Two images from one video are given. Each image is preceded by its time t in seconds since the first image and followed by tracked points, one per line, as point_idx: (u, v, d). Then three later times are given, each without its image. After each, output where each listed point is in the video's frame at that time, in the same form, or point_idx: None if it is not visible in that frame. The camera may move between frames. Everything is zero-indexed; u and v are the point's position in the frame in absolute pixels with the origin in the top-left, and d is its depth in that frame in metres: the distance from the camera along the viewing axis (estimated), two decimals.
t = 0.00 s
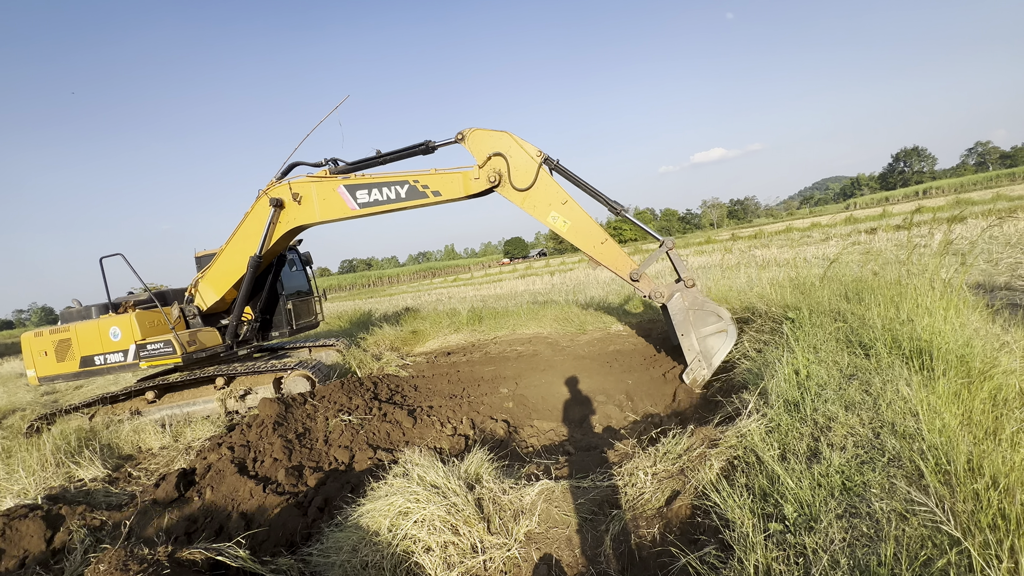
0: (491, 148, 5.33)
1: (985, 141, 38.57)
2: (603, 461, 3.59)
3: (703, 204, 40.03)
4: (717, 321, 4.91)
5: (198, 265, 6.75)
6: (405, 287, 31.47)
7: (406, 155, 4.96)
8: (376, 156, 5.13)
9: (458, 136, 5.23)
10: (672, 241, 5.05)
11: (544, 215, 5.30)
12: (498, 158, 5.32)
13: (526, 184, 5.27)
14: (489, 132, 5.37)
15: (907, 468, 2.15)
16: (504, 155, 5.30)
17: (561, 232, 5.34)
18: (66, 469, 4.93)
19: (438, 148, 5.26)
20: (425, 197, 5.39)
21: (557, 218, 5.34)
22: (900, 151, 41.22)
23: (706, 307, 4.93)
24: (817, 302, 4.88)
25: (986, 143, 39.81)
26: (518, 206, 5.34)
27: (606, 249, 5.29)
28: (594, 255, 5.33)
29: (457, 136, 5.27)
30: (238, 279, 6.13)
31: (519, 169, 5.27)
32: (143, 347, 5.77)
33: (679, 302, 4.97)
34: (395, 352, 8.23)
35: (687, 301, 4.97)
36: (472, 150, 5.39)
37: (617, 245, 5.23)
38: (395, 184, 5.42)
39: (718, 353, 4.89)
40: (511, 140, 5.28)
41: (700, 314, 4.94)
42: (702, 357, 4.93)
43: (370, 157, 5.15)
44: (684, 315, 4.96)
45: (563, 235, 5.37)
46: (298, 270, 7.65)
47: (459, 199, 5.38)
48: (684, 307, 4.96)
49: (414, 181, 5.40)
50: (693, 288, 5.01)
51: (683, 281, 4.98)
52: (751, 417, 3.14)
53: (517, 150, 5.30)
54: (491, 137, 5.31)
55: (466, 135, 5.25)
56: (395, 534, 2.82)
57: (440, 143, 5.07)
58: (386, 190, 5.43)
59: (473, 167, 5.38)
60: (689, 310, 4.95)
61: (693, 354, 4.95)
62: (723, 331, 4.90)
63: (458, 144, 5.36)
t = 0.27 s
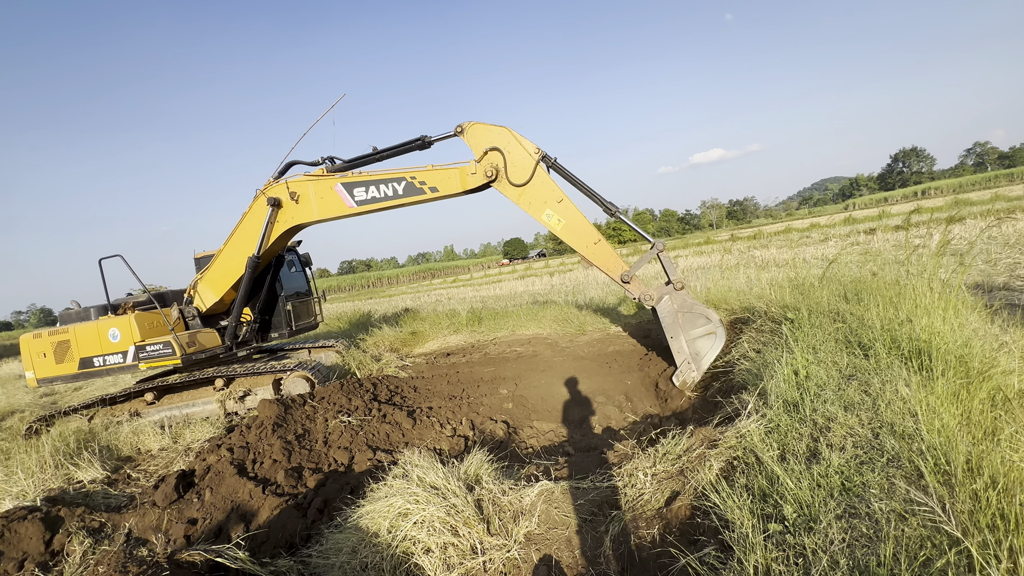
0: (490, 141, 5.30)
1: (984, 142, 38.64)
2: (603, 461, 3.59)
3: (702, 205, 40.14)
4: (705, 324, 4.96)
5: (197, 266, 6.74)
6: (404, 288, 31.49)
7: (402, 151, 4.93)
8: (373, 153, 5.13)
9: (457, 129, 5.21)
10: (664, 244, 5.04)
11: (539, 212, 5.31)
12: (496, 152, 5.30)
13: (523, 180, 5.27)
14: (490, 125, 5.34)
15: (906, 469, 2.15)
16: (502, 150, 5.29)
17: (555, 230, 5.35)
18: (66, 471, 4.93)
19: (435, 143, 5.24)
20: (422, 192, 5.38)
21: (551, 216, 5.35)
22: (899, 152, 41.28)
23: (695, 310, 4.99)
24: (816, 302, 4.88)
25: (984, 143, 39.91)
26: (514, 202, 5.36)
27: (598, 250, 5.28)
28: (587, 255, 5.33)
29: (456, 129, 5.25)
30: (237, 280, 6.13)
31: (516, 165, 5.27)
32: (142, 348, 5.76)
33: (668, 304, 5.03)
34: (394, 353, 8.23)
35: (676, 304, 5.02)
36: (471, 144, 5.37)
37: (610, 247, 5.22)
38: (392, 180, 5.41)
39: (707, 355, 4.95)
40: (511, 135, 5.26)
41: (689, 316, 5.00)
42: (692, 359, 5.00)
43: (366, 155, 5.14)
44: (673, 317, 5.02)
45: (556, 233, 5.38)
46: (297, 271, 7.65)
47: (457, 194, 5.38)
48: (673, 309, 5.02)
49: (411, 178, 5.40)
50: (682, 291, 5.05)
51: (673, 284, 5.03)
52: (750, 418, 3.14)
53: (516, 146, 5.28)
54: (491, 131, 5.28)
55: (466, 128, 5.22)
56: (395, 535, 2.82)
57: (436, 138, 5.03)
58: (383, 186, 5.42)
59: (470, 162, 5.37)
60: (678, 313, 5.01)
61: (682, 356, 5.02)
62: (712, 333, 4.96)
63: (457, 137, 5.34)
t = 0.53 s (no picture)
0: (488, 137, 5.26)
1: (982, 142, 38.70)
2: (602, 462, 3.59)
3: (702, 205, 40.21)
4: (690, 332, 4.97)
5: (196, 267, 6.74)
6: (404, 289, 31.49)
7: (398, 147, 4.89)
8: (369, 149, 5.12)
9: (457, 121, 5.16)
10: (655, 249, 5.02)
11: (533, 211, 5.28)
12: (493, 147, 5.26)
13: (520, 177, 5.24)
14: (490, 120, 5.28)
15: (906, 469, 2.15)
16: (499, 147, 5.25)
17: (547, 229, 5.32)
18: (65, 472, 4.92)
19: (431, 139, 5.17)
20: (419, 189, 5.35)
21: (545, 216, 5.31)
22: (898, 152, 41.32)
23: (680, 317, 4.98)
24: (815, 302, 4.89)
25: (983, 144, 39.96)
26: (509, 198, 5.34)
27: (590, 252, 5.27)
28: (577, 256, 5.32)
29: (456, 122, 5.22)
30: (236, 280, 6.13)
31: (514, 161, 5.24)
32: (141, 349, 5.76)
33: (654, 311, 5.02)
34: (394, 354, 8.23)
35: (662, 311, 5.02)
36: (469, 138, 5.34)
37: (601, 250, 5.21)
38: (389, 177, 5.39)
39: (690, 363, 4.95)
40: (510, 132, 5.22)
41: (674, 324, 5.00)
42: (675, 366, 5.00)
43: (363, 152, 5.12)
44: (658, 324, 5.01)
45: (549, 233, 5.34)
46: (296, 272, 7.65)
47: (453, 190, 5.33)
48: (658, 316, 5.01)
49: (408, 175, 5.38)
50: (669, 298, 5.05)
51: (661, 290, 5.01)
52: (749, 418, 3.14)
53: (514, 143, 5.23)
54: (490, 126, 5.23)
55: (465, 121, 5.18)
56: (395, 536, 2.82)
57: (433, 134, 4.99)
58: (380, 184, 5.41)
59: (466, 158, 5.34)
60: (663, 320, 5.00)
61: (665, 363, 5.01)
62: (696, 341, 4.97)
63: (457, 130, 5.31)
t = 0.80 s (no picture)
0: (489, 134, 5.24)
1: (982, 141, 38.70)
2: (602, 461, 3.59)
3: (701, 204, 40.25)
4: (676, 341, 5.02)
5: (196, 267, 6.73)
6: (403, 289, 31.49)
7: (396, 144, 4.86)
8: (368, 147, 5.11)
9: (459, 115, 5.14)
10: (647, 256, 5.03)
11: (529, 210, 5.28)
12: (492, 143, 5.24)
13: (518, 176, 5.22)
14: (491, 117, 5.26)
15: (905, 468, 2.15)
16: (499, 145, 5.24)
17: (541, 229, 5.32)
18: (64, 472, 4.92)
19: (429, 136, 5.13)
20: (417, 186, 5.32)
21: (540, 216, 5.31)
22: (898, 152, 41.32)
23: (667, 326, 5.03)
24: (815, 302, 4.89)
25: (982, 143, 39.96)
26: (506, 196, 5.33)
27: (582, 254, 5.27)
28: (569, 258, 5.32)
29: (457, 117, 5.21)
30: (235, 280, 6.14)
31: (513, 159, 5.22)
32: (141, 349, 5.76)
33: (642, 318, 5.05)
34: (393, 354, 8.23)
35: (650, 318, 5.05)
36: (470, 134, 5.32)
37: (593, 254, 5.21)
38: (387, 175, 5.38)
39: (674, 372, 5.00)
40: (511, 131, 5.19)
41: (661, 332, 5.04)
42: (659, 374, 5.05)
43: (361, 150, 5.10)
44: (645, 332, 5.05)
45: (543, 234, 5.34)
46: (296, 272, 7.65)
47: (451, 186, 5.29)
48: (646, 324, 5.05)
49: (406, 172, 5.36)
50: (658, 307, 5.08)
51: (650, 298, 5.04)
52: (749, 417, 3.15)
53: (514, 141, 5.20)
54: (491, 122, 5.20)
55: (467, 116, 5.16)
56: (395, 535, 2.82)
57: (431, 130, 4.95)
58: (379, 182, 5.39)
59: (465, 155, 5.32)
60: (650, 328, 5.03)
61: (650, 371, 5.06)
62: (682, 350, 5.02)
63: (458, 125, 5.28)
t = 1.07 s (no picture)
0: (489, 130, 5.21)
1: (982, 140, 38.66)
2: (603, 460, 3.59)
3: (702, 203, 40.25)
4: (662, 347, 5.00)
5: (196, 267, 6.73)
6: (403, 288, 31.50)
7: (395, 141, 4.84)
8: (366, 145, 5.10)
9: (460, 109, 5.12)
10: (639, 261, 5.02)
11: (525, 208, 5.26)
12: (492, 139, 5.21)
13: (516, 173, 5.20)
14: (493, 113, 5.22)
15: (905, 467, 2.15)
16: (498, 142, 5.21)
17: (536, 228, 5.30)
18: (65, 472, 4.93)
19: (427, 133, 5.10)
20: (416, 182, 5.31)
21: (536, 215, 5.29)
22: (898, 151, 41.28)
23: (654, 331, 5.00)
24: (816, 301, 4.88)
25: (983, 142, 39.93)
26: (502, 192, 5.31)
27: (575, 256, 5.26)
28: (562, 258, 5.31)
29: (459, 110, 5.19)
30: (236, 279, 6.14)
31: (512, 156, 5.19)
32: (141, 349, 5.76)
33: (630, 322, 5.01)
34: (394, 353, 8.24)
35: (639, 323, 5.02)
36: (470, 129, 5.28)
37: (586, 256, 5.21)
38: (386, 172, 5.37)
39: (659, 377, 4.99)
40: (512, 128, 5.16)
41: (648, 337, 5.01)
42: (644, 379, 5.04)
43: (359, 147, 5.09)
44: (633, 336, 5.01)
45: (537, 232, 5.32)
46: (296, 271, 7.65)
47: (451, 182, 5.29)
48: (633, 328, 5.01)
49: (405, 169, 5.35)
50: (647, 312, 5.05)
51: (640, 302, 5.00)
52: (750, 416, 3.15)
53: (514, 138, 5.17)
54: (492, 118, 5.17)
55: (468, 110, 5.13)
56: (396, 535, 2.82)
57: (429, 126, 4.92)
58: (378, 179, 5.39)
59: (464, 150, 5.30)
60: (637, 333, 5.00)
61: (634, 375, 5.05)
62: (667, 356, 5.01)
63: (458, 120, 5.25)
